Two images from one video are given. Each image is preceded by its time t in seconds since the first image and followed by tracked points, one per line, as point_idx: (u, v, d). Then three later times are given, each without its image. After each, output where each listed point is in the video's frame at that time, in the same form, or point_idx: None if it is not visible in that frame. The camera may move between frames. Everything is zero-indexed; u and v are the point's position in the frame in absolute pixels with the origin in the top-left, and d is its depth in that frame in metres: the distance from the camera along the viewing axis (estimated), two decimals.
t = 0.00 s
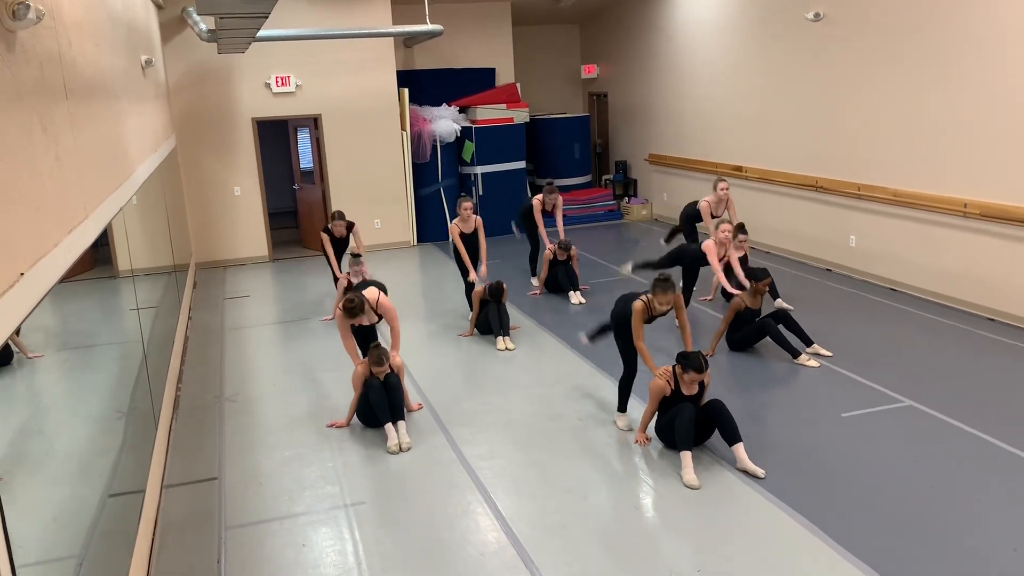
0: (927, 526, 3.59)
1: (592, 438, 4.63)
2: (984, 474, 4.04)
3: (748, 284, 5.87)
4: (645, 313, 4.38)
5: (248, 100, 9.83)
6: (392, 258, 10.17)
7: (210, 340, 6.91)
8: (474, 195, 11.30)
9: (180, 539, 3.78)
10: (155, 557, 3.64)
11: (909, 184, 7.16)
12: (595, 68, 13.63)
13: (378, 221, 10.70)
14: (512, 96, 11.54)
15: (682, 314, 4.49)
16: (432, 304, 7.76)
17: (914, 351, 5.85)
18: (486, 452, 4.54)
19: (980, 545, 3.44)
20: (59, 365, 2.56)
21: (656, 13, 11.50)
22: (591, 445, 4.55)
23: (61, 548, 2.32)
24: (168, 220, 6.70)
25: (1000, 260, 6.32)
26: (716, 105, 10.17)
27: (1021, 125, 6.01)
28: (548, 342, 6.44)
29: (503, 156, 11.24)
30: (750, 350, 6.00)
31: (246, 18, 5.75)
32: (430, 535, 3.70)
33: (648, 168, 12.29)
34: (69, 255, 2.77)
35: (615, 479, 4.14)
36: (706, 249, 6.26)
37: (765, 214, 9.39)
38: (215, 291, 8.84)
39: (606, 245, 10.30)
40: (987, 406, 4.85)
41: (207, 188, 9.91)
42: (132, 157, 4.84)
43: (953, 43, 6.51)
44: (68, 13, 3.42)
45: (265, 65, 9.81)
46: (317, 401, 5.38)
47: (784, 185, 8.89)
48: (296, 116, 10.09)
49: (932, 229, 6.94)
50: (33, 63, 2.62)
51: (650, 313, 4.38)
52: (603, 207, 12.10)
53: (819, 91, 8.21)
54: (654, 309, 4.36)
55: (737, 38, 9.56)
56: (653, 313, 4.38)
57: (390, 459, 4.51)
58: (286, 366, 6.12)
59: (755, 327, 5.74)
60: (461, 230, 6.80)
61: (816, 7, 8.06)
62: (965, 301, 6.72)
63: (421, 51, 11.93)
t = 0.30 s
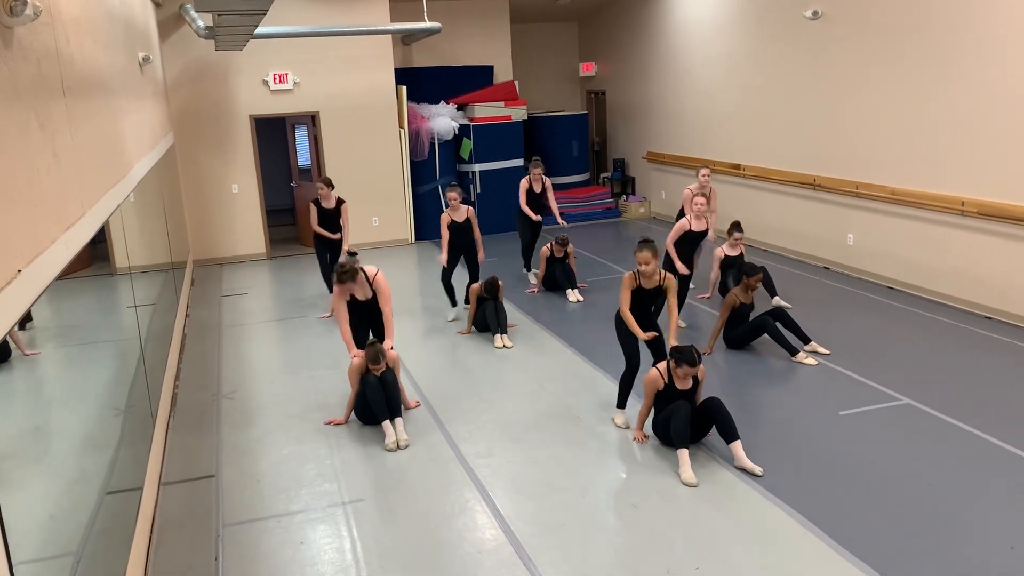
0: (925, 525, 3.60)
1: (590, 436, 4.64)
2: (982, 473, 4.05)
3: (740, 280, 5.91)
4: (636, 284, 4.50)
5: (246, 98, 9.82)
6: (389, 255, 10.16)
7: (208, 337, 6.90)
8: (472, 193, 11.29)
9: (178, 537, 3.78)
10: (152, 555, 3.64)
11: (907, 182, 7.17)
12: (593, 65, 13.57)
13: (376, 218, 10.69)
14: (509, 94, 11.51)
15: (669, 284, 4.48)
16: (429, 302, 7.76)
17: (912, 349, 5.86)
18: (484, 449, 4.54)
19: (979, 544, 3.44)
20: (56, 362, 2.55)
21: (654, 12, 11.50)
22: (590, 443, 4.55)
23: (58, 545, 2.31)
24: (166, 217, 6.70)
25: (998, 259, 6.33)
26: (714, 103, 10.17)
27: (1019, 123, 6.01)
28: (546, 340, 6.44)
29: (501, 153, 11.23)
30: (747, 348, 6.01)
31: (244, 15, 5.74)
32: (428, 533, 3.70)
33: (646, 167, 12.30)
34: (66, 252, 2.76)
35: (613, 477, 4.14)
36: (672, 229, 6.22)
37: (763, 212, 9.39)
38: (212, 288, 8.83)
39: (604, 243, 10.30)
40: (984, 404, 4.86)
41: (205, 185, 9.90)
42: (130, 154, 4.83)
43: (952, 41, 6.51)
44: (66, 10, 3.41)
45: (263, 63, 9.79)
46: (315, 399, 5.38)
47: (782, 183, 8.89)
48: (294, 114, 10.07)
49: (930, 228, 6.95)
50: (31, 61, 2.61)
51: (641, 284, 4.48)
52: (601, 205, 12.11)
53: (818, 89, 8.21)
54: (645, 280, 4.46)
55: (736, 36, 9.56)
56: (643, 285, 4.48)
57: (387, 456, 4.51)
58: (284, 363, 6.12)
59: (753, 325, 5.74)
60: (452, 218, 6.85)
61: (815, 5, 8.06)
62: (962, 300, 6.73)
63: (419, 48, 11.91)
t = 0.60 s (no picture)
0: (926, 525, 3.60)
1: (590, 435, 4.64)
2: (981, 473, 4.05)
3: (739, 279, 5.91)
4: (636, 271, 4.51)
5: (246, 97, 9.81)
6: (389, 255, 10.17)
7: (208, 337, 6.90)
8: (472, 193, 11.29)
9: (177, 536, 3.78)
10: (152, 554, 3.64)
11: (907, 182, 7.17)
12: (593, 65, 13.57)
13: (376, 218, 10.69)
14: (509, 93, 11.51)
15: (665, 264, 4.48)
16: (429, 301, 7.76)
17: (911, 349, 5.86)
18: (484, 449, 4.54)
19: (979, 544, 3.44)
20: (56, 363, 2.56)
21: (654, 12, 11.50)
22: (590, 442, 4.56)
23: (57, 545, 2.31)
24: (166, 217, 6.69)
25: (998, 259, 6.33)
26: (714, 103, 10.17)
27: (1018, 123, 6.01)
28: (546, 340, 6.44)
29: (501, 153, 11.24)
30: (747, 348, 6.00)
31: (243, 14, 5.74)
32: (427, 533, 3.70)
33: (646, 166, 12.30)
34: (66, 251, 2.77)
35: (613, 477, 4.14)
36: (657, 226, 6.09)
37: (763, 212, 9.39)
38: (212, 287, 8.83)
39: (603, 242, 10.28)
40: (984, 404, 4.86)
41: (205, 185, 9.90)
42: (129, 154, 4.83)
43: (952, 41, 6.51)
44: (65, 9, 3.41)
45: (263, 62, 9.79)
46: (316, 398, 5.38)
47: (782, 183, 8.89)
48: (294, 113, 10.06)
49: (930, 228, 6.95)
50: (30, 60, 2.62)
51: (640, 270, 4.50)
52: (601, 205, 12.11)
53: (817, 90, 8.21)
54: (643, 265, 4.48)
55: (736, 36, 9.56)
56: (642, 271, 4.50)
57: (387, 455, 4.51)
58: (283, 363, 6.13)
59: (753, 325, 5.73)
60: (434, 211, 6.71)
61: (815, 5, 8.06)
62: (962, 300, 6.73)
63: (419, 48, 11.91)
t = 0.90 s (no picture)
0: (926, 525, 3.59)
1: (590, 436, 4.64)
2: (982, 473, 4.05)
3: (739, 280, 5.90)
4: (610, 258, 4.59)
5: (246, 98, 9.81)
6: (390, 255, 10.17)
7: (208, 337, 6.90)
8: (473, 193, 11.29)
9: (178, 537, 3.78)
10: (153, 554, 3.64)
11: (907, 182, 7.17)
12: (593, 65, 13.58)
13: (376, 218, 10.69)
14: (509, 94, 11.51)
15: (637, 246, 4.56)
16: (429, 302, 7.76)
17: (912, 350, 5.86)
18: (485, 449, 4.54)
19: (979, 545, 3.44)
20: (57, 363, 2.56)
21: (654, 12, 11.50)
22: (590, 442, 4.55)
23: (57, 546, 2.31)
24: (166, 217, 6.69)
25: (998, 259, 6.33)
26: (714, 103, 10.16)
27: (1018, 123, 6.01)
28: (546, 340, 6.44)
29: (501, 153, 11.24)
30: (747, 349, 6.00)
31: (243, 14, 5.74)
32: (427, 533, 3.70)
33: (646, 166, 12.30)
34: (66, 251, 2.77)
35: (613, 477, 4.14)
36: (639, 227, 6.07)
37: (763, 212, 9.39)
38: (212, 288, 8.83)
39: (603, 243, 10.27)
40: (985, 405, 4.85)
41: (205, 186, 9.91)
42: (129, 154, 4.82)
43: (953, 41, 6.50)
44: (65, 9, 3.41)
45: (263, 63, 9.79)
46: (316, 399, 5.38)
47: (783, 183, 8.88)
48: (294, 114, 10.06)
49: (931, 228, 6.95)
50: (30, 61, 2.62)
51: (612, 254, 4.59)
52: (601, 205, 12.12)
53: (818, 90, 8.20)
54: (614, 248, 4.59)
55: (736, 36, 9.55)
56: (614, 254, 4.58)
57: (387, 456, 4.51)
58: (284, 363, 6.13)
59: (753, 325, 5.73)
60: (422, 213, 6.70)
61: (815, 5, 8.05)
62: (963, 300, 6.73)
63: (420, 48, 11.91)
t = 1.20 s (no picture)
0: (926, 526, 3.59)
1: (591, 436, 4.64)
2: (983, 473, 4.05)
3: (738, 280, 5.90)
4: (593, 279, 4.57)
5: (246, 98, 9.82)
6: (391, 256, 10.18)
7: (209, 338, 6.91)
8: (473, 193, 11.29)
9: (178, 538, 3.78)
10: (154, 554, 3.65)
11: (908, 182, 7.16)
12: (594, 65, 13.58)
13: (376, 218, 10.69)
14: (510, 95, 11.46)
15: (622, 272, 4.47)
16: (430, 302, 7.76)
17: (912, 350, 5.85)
18: (485, 450, 4.54)
19: (979, 545, 3.44)
20: (57, 363, 2.56)
21: (654, 12, 11.50)
22: (591, 442, 4.56)
23: (58, 546, 2.31)
24: (166, 218, 6.69)
25: (999, 259, 6.32)
26: (714, 104, 10.16)
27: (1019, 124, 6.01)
28: (547, 340, 6.45)
29: (502, 154, 11.24)
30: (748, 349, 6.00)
31: (244, 15, 5.75)
32: (427, 533, 3.71)
33: (646, 167, 12.30)
34: (67, 252, 2.77)
35: (613, 477, 4.14)
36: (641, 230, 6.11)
37: (764, 212, 9.38)
38: (213, 288, 8.84)
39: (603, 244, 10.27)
40: (987, 405, 4.85)
41: (206, 186, 9.91)
42: (130, 155, 4.82)
43: (954, 42, 6.50)
44: (66, 10, 3.41)
45: (264, 63, 9.80)
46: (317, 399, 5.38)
47: (783, 184, 8.87)
48: (294, 114, 10.06)
49: (931, 228, 6.95)
50: (31, 61, 2.61)
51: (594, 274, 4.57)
52: (602, 206, 12.13)
53: (818, 90, 8.20)
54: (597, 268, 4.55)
55: (736, 37, 9.55)
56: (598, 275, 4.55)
57: (388, 456, 4.51)
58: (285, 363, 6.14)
59: (754, 326, 5.73)
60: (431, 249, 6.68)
61: (816, 5, 8.05)
62: (964, 300, 6.73)
63: (420, 49, 11.92)
